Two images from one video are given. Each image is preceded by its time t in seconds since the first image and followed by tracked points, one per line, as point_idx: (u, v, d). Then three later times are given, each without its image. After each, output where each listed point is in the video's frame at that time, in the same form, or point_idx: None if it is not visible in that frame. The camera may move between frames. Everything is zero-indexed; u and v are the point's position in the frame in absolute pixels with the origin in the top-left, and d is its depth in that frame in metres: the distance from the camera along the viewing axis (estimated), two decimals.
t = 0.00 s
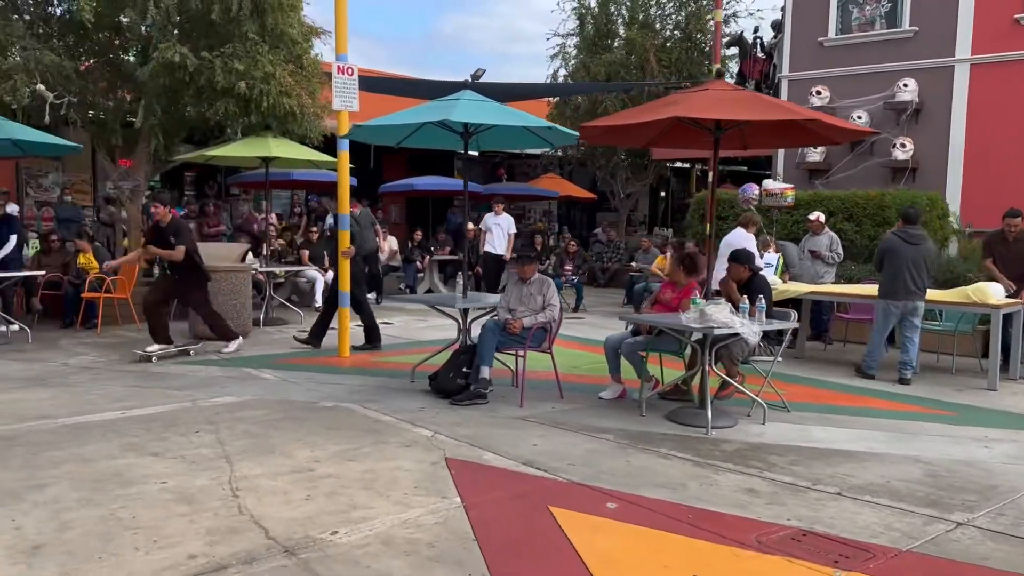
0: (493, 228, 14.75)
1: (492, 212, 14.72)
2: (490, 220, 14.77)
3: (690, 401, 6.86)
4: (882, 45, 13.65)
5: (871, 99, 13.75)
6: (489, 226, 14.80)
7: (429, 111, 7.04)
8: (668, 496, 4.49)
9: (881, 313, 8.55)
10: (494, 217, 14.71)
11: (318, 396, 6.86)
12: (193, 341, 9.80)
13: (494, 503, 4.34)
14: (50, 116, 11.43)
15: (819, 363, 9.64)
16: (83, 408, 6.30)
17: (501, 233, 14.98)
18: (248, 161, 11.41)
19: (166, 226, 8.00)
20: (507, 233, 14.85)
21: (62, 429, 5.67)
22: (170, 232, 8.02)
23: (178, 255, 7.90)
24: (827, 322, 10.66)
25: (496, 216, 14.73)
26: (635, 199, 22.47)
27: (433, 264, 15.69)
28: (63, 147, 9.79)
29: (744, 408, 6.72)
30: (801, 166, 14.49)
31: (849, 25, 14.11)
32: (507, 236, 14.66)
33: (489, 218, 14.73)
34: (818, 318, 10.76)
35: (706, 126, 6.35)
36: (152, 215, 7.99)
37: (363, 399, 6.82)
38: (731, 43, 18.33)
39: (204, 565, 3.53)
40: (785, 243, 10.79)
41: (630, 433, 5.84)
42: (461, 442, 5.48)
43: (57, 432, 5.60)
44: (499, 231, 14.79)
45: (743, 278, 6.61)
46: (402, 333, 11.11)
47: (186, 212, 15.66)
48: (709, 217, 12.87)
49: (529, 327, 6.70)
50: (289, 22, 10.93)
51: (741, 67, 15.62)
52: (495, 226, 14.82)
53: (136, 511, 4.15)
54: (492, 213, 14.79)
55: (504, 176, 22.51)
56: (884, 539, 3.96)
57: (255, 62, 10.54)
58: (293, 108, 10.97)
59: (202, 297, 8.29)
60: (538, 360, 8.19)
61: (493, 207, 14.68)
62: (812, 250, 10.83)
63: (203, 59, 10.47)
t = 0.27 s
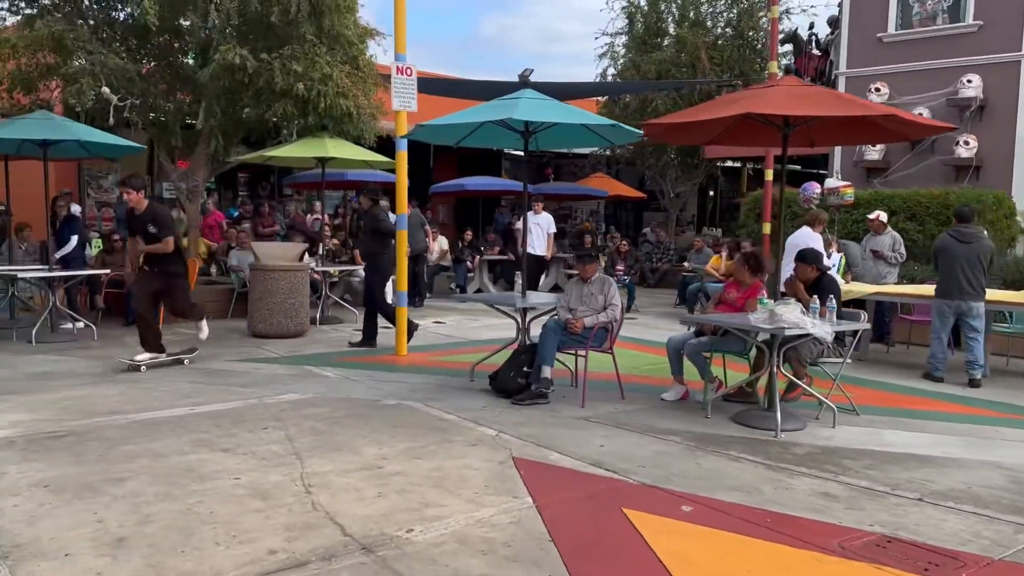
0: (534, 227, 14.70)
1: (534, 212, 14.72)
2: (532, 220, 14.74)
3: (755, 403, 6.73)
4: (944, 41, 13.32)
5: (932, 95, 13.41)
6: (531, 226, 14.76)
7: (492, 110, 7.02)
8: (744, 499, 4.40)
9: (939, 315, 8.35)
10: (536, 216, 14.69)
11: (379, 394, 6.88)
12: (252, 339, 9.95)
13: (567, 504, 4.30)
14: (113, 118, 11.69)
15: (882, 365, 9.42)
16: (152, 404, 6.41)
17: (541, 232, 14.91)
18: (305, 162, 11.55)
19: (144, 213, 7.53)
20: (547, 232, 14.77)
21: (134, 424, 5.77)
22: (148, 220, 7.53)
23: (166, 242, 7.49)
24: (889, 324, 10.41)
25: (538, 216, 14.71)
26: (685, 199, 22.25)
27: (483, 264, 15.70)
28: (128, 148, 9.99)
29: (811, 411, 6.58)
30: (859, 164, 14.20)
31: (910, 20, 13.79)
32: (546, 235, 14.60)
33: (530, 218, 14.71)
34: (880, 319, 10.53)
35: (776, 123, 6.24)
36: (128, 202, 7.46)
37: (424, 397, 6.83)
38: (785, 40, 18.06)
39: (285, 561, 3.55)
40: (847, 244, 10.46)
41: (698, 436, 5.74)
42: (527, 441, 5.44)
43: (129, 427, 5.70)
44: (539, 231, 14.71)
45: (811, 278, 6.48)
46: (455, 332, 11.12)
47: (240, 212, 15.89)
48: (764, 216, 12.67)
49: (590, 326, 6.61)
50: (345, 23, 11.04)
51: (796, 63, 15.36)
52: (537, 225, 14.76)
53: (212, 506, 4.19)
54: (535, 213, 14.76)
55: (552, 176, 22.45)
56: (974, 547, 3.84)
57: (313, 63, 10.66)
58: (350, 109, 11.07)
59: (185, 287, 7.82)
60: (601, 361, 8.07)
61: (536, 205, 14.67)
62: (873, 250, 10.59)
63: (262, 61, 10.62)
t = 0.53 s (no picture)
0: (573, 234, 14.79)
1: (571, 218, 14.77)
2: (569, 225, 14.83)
3: (821, 407, 6.58)
4: (1006, 35, 12.95)
5: (994, 91, 13.05)
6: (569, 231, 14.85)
7: (552, 109, 6.93)
8: (823, 506, 4.27)
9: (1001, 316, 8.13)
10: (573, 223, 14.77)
11: (437, 394, 6.86)
12: (305, 339, 10.01)
13: (642, 508, 4.21)
14: (169, 121, 11.89)
15: (946, 368, 9.15)
16: (215, 403, 6.46)
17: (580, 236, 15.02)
18: (356, 163, 11.62)
19: (117, 210, 6.88)
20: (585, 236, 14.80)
21: (199, 423, 5.81)
22: (121, 216, 6.88)
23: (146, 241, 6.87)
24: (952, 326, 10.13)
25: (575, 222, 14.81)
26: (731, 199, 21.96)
27: (530, 264, 15.63)
28: (185, 150, 10.11)
29: (881, 416, 6.39)
30: (916, 162, 13.87)
31: (970, 14, 13.48)
32: (586, 240, 14.54)
33: (568, 222, 14.86)
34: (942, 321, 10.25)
35: (847, 120, 6.08)
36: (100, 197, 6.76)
37: (483, 398, 6.78)
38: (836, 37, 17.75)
39: (363, 564, 3.52)
40: (912, 245, 9.99)
41: (767, 440, 5.61)
42: (593, 444, 5.36)
43: (195, 426, 5.74)
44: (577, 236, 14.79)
45: (881, 280, 6.31)
46: (505, 333, 11.07)
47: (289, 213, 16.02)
48: (818, 216, 12.42)
49: (652, 328, 6.50)
50: (396, 25, 11.09)
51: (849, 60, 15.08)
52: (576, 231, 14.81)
53: (284, 506, 4.18)
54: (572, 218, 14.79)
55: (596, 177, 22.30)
56: None
57: (365, 65, 10.71)
58: (401, 110, 11.10)
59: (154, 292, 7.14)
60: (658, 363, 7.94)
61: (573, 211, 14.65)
62: (935, 250, 10.32)
63: (315, 63, 10.68)
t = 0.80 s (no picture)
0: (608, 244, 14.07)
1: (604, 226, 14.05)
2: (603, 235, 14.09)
3: (886, 413, 6.46)
4: None
5: None
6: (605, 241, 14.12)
7: (609, 109, 6.85)
8: (904, 518, 4.17)
9: None
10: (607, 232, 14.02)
11: (493, 398, 6.82)
12: (353, 341, 10.04)
13: (716, 518, 4.12)
14: (217, 125, 12.04)
15: (1008, 372, 8.91)
16: (273, 407, 6.49)
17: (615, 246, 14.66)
18: (402, 166, 11.65)
19: (82, 207, 6.15)
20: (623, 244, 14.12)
21: (259, 427, 5.84)
22: (86, 214, 6.15)
23: (114, 241, 6.10)
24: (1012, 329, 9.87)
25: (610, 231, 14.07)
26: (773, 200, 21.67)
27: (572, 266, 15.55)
28: (234, 154, 10.20)
29: (950, 423, 6.23)
30: (969, 162, 13.56)
31: None
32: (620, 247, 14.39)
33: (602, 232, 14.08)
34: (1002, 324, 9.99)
35: (915, 119, 5.95)
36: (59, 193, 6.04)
37: (538, 402, 6.73)
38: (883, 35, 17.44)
39: (439, 572, 3.48)
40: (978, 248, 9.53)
41: (835, 448, 5.48)
42: (657, 450, 5.28)
43: (255, 430, 5.77)
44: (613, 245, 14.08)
45: (948, 283, 6.17)
46: (551, 335, 11.01)
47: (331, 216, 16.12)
48: (869, 218, 12.20)
49: (711, 332, 6.39)
50: (442, 28, 11.13)
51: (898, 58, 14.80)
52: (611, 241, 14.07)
53: (354, 512, 4.17)
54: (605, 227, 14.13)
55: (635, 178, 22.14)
56: None
57: (412, 68, 10.75)
58: (448, 112, 11.12)
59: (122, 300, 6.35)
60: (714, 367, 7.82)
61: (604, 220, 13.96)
62: (994, 252, 10.07)
63: (362, 67, 10.74)
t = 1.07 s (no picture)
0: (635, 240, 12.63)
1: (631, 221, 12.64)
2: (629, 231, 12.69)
3: (947, 416, 6.33)
4: None
5: None
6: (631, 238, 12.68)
7: (663, 109, 6.77)
8: (985, 523, 4.07)
9: None
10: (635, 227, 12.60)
11: (545, 400, 6.78)
12: (396, 343, 10.04)
13: (791, 523, 4.05)
14: (259, 128, 12.12)
15: None
16: (327, 408, 6.50)
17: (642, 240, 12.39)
18: (442, 168, 11.65)
19: (23, 202, 5.41)
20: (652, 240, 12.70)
21: (316, 428, 5.84)
22: (28, 210, 5.41)
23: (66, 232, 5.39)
24: None
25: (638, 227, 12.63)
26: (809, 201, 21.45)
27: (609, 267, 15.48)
28: (279, 157, 10.25)
29: (1015, 426, 6.10)
30: (1016, 161, 13.33)
31: None
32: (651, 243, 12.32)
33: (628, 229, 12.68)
34: None
35: (980, 116, 5.84)
36: None
37: (591, 404, 6.68)
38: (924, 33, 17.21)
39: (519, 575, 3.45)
40: None
41: (901, 452, 5.38)
42: (720, 454, 5.21)
43: (313, 432, 5.77)
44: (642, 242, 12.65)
45: (1014, 283, 6.04)
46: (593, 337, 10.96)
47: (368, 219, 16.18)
48: (914, 217, 12.03)
49: (769, 334, 6.32)
50: (483, 29, 11.13)
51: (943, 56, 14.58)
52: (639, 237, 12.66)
53: (424, 514, 4.15)
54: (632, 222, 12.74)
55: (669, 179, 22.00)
56: None
57: (454, 70, 10.76)
58: (489, 114, 11.10)
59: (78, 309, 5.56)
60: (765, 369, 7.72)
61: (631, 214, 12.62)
62: None
63: (404, 69, 10.75)
